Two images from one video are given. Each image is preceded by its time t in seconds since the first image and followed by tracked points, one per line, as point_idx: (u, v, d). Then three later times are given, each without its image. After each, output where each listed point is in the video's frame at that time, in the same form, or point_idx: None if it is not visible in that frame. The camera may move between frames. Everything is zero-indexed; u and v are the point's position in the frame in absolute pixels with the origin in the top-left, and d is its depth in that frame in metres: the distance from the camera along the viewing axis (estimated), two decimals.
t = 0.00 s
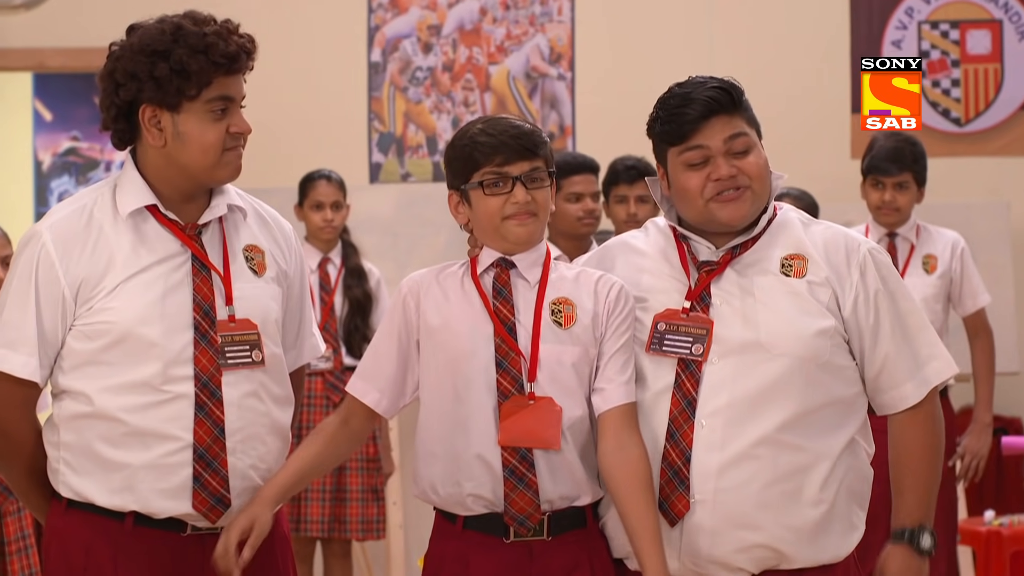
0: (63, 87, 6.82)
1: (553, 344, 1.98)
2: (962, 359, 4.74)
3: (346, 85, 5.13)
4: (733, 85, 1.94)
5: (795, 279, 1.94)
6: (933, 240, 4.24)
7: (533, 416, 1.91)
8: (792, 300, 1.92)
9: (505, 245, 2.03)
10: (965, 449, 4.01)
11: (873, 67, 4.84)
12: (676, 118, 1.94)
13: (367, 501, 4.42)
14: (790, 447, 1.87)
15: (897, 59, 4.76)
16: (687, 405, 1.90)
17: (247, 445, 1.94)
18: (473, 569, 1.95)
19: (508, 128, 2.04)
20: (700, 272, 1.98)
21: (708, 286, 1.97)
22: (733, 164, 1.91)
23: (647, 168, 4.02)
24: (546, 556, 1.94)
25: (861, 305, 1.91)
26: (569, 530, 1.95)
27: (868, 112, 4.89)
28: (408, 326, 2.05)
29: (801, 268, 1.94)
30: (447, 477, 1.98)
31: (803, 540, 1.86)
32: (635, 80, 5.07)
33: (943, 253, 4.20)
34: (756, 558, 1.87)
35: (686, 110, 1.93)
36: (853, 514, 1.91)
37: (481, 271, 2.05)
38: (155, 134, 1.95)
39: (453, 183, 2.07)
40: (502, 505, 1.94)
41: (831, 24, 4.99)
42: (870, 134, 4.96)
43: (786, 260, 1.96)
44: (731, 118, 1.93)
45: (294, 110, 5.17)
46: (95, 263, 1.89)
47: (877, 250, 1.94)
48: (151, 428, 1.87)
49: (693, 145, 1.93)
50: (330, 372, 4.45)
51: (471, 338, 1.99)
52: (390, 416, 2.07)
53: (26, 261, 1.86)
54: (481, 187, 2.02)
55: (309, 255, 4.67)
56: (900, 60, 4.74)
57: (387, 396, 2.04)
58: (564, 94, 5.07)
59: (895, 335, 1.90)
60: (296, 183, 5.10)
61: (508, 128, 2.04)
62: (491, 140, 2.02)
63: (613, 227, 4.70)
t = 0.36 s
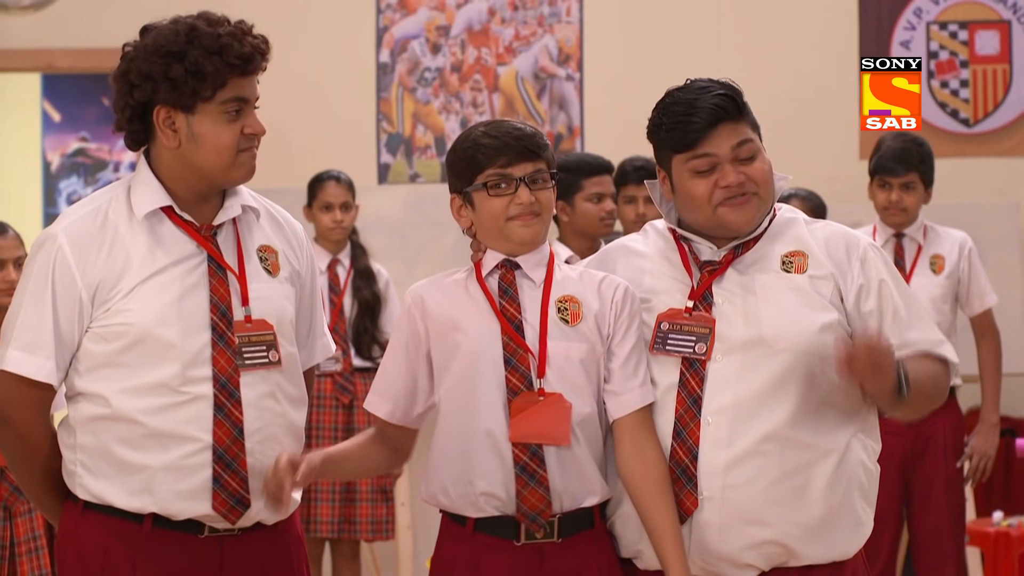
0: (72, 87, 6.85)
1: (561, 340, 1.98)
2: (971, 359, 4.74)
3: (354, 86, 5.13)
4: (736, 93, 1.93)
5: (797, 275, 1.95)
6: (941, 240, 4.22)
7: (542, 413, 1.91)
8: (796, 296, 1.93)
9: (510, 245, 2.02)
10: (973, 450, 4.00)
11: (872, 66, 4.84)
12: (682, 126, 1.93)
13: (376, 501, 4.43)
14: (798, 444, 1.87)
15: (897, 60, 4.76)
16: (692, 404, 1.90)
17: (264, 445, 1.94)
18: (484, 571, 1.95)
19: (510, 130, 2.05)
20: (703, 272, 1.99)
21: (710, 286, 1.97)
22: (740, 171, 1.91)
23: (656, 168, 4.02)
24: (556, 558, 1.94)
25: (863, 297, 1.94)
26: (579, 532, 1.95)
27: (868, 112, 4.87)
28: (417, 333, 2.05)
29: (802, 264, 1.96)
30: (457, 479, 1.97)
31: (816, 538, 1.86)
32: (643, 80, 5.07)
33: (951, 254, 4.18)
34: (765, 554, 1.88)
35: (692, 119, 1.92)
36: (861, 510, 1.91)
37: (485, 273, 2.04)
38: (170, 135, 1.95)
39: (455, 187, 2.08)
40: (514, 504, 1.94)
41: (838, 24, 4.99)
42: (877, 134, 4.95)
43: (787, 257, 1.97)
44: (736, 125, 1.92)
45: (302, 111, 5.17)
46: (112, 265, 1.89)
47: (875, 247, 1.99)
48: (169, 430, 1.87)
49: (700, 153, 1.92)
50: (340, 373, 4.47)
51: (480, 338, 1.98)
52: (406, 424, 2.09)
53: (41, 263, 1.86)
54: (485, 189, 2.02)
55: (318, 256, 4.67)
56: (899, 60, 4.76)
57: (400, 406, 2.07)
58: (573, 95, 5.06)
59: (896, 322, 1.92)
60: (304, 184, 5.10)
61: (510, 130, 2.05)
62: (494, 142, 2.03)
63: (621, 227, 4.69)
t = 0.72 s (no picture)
0: (74, 87, 6.85)
1: (568, 340, 1.99)
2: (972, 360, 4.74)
3: (356, 86, 5.13)
4: (733, 94, 1.93)
5: (797, 271, 1.95)
6: (942, 241, 4.22)
7: (551, 413, 1.90)
8: (797, 292, 1.93)
9: (516, 246, 2.02)
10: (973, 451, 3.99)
11: (872, 66, 4.70)
12: (684, 131, 1.92)
13: (379, 502, 4.43)
14: (803, 443, 1.86)
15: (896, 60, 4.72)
16: (696, 404, 1.91)
17: (277, 446, 1.95)
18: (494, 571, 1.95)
19: (515, 132, 2.05)
20: (705, 272, 1.98)
21: (713, 287, 1.96)
22: (747, 171, 1.90)
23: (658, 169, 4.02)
24: (565, 559, 1.94)
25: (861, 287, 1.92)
26: (589, 531, 1.96)
27: (868, 112, 4.71)
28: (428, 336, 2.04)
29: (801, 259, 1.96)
30: (467, 479, 1.95)
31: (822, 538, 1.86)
32: (646, 81, 5.07)
33: (951, 254, 4.18)
34: (773, 553, 1.87)
35: (693, 123, 1.91)
36: (869, 508, 1.91)
37: (492, 275, 2.05)
38: (178, 136, 1.95)
39: (460, 188, 2.08)
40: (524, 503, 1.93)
41: (841, 25, 4.99)
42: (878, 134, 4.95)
43: (786, 254, 1.97)
44: (737, 126, 1.91)
45: (304, 111, 5.17)
46: (123, 267, 1.88)
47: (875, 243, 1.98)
48: (184, 432, 1.87)
49: (705, 158, 1.91)
50: (342, 373, 4.45)
51: (488, 340, 1.98)
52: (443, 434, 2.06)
53: (51, 266, 1.84)
54: (489, 189, 2.02)
55: (320, 256, 4.68)
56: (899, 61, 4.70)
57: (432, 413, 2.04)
58: (575, 95, 5.06)
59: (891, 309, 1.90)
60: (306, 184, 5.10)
61: (515, 132, 2.05)
62: (499, 143, 2.03)
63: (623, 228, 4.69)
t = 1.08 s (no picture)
0: (73, 87, 6.85)
1: (577, 343, 1.99)
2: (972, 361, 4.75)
3: (356, 86, 5.13)
4: (752, 87, 1.94)
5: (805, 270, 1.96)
6: (941, 241, 4.23)
7: (560, 416, 1.91)
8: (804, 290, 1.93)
9: (525, 248, 2.03)
10: (972, 453, 3.99)
11: (872, 66, 4.70)
12: (700, 117, 1.92)
13: (378, 502, 4.43)
14: (811, 444, 1.86)
15: (897, 60, 4.72)
16: (703, 405, 1.91)
17: (285, 445, 1.96)
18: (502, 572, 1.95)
19: (528, 132, 2.05)
20: (713, 271, 1.98)
21: (719, 286, 1.97)
22: (760, 163, 1.90)
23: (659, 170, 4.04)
24: (574, 560, 1.94)
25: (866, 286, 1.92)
26: (598, 532, 1.95)
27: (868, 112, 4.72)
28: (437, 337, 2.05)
29: (808, 259, 1.97)
30: (471, 484, 1.97)
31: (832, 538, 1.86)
32: (646, 81, 5.07)
33: (951, 254, 4.19)
34: (783, 555, 1.87)
35: (710, 110, 1.91)
36: (879, 510, 1.90)
37: (500, 276, 2.05)
38: (178, 144, 1.95)
39: (472, 186, 2.08)
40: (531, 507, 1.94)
41: (841, 25, 5.00)
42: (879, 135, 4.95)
43: (794, 253, 1.98)
44: (753, 119, 1.92)
45: (304, 111, 5.17)
46: (130, 267, 1.88)
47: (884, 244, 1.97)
48: (193, 431, 1.87)
49: (717, 147, 1.91)
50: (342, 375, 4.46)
51: (496, 341, 1.98)
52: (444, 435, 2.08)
53: (58, 266, 1.83)
54: (500, 191, 2.02)
55: (320, 257, 4.68)
56: (900, 61, 4.71)
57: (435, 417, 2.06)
58: (575, 96, 5.07)
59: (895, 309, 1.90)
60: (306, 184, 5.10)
61: (528, 132, 2.05)
62: (511, 143, 2.03)
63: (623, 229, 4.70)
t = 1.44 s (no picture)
0: (74, 87, 6.84)
1: (579, 347, 1.97)
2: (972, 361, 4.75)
3: (356, 87, 5.13)
4: (761, 91, 1.93)
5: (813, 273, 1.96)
6: (941, 241, 4.24)
7: (561, 419, 1.89)
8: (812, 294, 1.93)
9: (530, 249, 2.02)
10: (972, 453, 3.99)
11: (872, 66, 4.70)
12: (711, 123, 1.92)
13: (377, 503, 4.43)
14: (817, 446, 1.86)
15: (897, 60, 4.72)
16: (712, 408, 1.91)
17: (288, 442, 1.96)
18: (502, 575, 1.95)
19: (530, 131, 2.05)
20: (721, 273, 1.99)
21: (727, 289, 1.97)
22: (770, 170, 1.90)
23: (660, 170, 4.05)
24: (572, 562, 1.93)
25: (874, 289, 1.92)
26: (598, 536, 1.95)
27: (868, 112, 4.72)
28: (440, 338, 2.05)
29: (818, 261, 1.97)
30: (473, 486, 1.96)
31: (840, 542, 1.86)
32: (646, 81, 5.06)
33: (951, 254, 4.19)
34: (792, 558, 1.87)
35: (721, 116, 1.91)
36: (886, 512, 1.91)
37: (505, 278, 2.04)
38: (178, 142, 1.94)
39: (477, 189, 2.08)
40: (530, 510, 1.93)
41: (841, 25, 5.00)
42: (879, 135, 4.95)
43: (803, 255, 1.98)
44: (764, 125, 1.91)
45: (304, 111, 5.17)
46: (131, 267, 1.88)
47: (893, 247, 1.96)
48: (196, 430, 1.87)
49: (729, 155, 1.91)
50: (341, 375, 4.50)
51: (498, 345, 1.97)
52: (444, 436, 2.08)
53: (58, 267, 1.83)
54: (503, 191, 2.02)
55: (319, 257, 4.68)
56: (900, 61, 4.71)
57: (435, 419, 2.06)
58: (575, 96, 5.07)
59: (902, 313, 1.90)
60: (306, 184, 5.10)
61: (530, 131, 2.05)
62: (513, 141, 2.03)
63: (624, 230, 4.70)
